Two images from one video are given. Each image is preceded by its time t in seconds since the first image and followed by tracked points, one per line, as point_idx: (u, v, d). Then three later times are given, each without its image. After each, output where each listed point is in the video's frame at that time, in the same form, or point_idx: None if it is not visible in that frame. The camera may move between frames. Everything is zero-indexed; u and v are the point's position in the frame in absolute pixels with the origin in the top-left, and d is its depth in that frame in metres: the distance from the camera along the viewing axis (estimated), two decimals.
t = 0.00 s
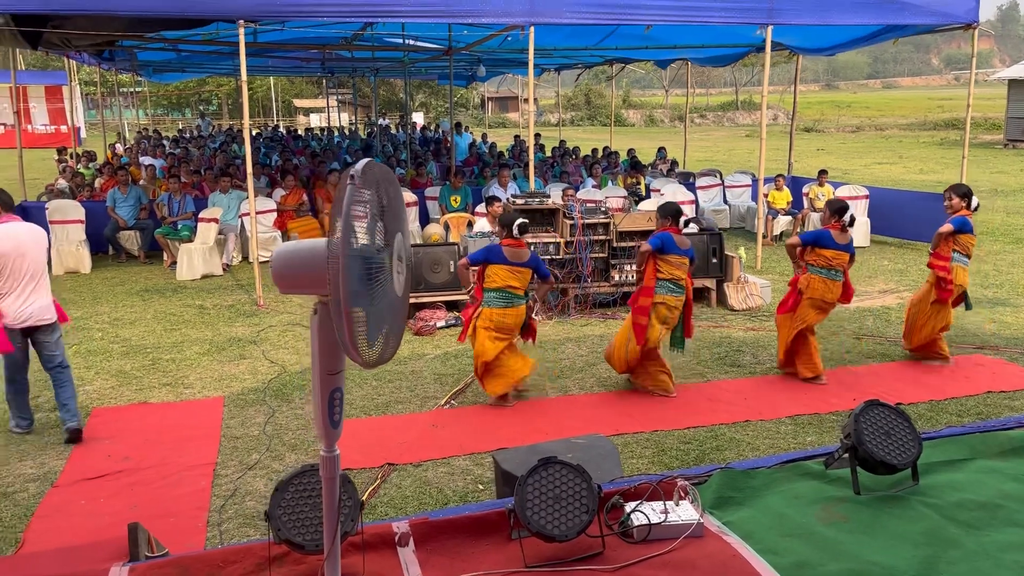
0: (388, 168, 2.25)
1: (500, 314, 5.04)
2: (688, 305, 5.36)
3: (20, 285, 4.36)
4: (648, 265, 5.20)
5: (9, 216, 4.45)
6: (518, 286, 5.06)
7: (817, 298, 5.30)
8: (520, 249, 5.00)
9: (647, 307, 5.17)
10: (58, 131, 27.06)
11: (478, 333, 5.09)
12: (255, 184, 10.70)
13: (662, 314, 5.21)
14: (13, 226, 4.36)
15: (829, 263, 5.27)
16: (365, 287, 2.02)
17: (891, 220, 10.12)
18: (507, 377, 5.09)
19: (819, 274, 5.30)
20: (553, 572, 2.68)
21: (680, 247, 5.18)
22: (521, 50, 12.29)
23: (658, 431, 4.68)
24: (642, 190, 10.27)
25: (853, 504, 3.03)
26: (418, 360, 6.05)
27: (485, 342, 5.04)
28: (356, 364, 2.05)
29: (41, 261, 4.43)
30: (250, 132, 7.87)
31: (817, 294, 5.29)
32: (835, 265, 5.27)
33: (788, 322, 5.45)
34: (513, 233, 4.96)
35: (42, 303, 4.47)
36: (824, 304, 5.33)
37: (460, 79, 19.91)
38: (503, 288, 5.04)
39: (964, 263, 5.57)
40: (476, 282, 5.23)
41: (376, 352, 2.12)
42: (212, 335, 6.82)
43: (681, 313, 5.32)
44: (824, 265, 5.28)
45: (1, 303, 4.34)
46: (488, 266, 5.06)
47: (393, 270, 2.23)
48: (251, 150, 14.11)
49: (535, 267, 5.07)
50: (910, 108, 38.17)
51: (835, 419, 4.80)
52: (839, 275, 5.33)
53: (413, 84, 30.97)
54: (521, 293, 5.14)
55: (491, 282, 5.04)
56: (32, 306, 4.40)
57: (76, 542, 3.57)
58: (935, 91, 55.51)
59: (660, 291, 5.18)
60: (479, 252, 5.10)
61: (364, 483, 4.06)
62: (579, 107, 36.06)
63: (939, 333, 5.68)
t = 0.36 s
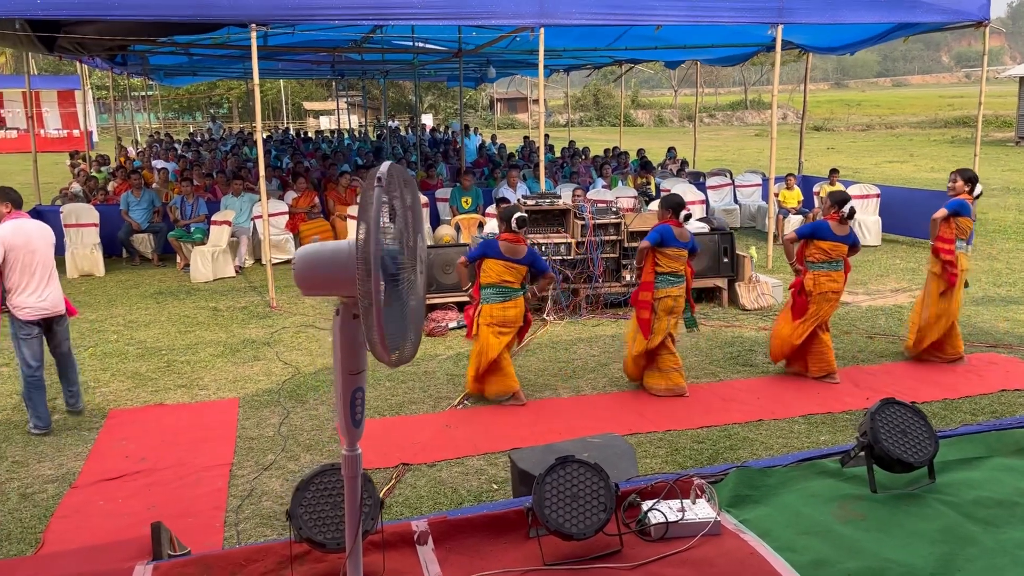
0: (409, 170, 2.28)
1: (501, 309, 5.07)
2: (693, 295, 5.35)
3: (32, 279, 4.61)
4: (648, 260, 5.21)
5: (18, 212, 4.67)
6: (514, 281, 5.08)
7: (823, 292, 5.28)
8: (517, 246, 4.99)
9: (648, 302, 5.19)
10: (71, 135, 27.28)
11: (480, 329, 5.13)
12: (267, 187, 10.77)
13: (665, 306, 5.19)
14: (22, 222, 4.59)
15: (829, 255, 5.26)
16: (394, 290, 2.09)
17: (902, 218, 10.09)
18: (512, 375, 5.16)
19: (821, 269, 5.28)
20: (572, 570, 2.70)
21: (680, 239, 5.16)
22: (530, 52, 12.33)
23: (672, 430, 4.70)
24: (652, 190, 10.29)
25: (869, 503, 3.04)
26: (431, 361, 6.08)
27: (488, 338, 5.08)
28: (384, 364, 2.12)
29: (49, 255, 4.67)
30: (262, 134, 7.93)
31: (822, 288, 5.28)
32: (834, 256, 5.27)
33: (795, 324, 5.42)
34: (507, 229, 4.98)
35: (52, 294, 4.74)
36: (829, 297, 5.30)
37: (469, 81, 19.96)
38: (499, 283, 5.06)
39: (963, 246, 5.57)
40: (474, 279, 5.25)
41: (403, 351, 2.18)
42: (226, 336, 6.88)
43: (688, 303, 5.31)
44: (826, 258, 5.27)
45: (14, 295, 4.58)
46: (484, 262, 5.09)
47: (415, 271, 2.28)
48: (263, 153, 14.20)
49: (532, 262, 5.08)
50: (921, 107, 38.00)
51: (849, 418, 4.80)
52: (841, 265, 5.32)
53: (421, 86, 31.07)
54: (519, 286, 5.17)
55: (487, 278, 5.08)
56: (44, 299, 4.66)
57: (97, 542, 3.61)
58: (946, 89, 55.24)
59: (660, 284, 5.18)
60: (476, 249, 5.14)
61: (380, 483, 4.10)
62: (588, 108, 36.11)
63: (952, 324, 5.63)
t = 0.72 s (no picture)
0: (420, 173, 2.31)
1: (506, 307, 5.08)
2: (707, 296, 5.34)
3: (55, 277, 4.84)
4: (657, 262, 5.23)
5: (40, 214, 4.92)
6: (518, 279, 5.10)
7: (832, 293, 5.29)
8: (520, 243, 5.03)
9: (658, 304, 5.17)
10: (77, 138, 27.41)
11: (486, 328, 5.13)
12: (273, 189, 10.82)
13: (674, 308, 5.18)
14: (49, 222, 4.83)
15: (840, 258, 5.26)
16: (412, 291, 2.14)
17: (910, 217, 10.06)
18: (516, 372, 5.15)
19: (832, 270, 5.29)
20: (584, 569, 2.72)
21: (689, 241, 5.18)
22: (536, 52, 12.35)
23: (680, 430, 4.71)
24: (658, 189, 10.29)
25: (879, 501, 3.05)
26: (439, 362, 6.10)
27: (496, 335, 5.08)
28: (401, 364, 2.18)
29: (71, 255, 4.93)
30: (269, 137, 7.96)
31: (832, 289, 5.28)
32: (846, 258, 5.26)
33: (805, 321, 5.46)
34: (512, 228, 5.00)
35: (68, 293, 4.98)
36: (840, 298, 5.30)
37: (474, 81, 19.98)
38: (503, 281, 5.08)
39: (973, 245, 5.52)
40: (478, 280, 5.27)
41: (417, 352, 2.21)
42: (234, 338, 6.91)
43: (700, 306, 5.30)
44: (837, 260, 5.27)
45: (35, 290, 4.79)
46: (487, 261, 5.11)
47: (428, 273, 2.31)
48: (269, 154, 14.25)
49: (534, 260, 5.11)
50: (926, 105, 37.90)
51: (858, 417, 4.81)
52: (854, 269, 5.32)
53: (426, 87, 31.12)
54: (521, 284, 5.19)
55: (492, 278, 5.09)
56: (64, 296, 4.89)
57: (110, 543, 3.64)
58: (951, 86, 55.04)
59: (669, 285, 5.19)
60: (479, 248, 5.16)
61: (391, 484, 4.12)
62: (593, 108, 36.10)
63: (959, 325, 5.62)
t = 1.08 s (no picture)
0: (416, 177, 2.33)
1: (509, 322, 5.09)
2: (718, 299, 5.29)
3: (54, 275, 4.98)
4: (662, 263, 5.26)
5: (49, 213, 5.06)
6: (525, 293, 5.10)
7: (836, 294, 5.29)
8: (522, 256, 5.05)
9: (660, 307, 5.25)
10: (80, 141, 27.51)
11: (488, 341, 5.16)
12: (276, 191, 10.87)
13: (677, 310, 5.20)
14: (54, 222, 4.96)
15: (846, 259, 5.24)
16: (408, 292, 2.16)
17: (912, 215, 10.05)
18: (519, 383, 5.19)
19: (837, 270, 5.28)
20: (581, 568, 2.73)
21: (691, 243, 5.17)
22: (536, 53, 12.37)
23: (681, 430, 4.72)
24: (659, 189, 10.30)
25: (875, 500, 3.06)
26: (441, 363, 6.12)
27: (494, 348, 5.13)
28: (398, 366, 2.19)
29: (74, 254, 5.03)
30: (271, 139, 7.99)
31: (836, 291, 5.29)
32: (852, 259, 5.24)
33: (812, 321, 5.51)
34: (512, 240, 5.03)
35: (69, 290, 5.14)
36: (847, 298, 5.30)
37: (476, 82, 20.02)
38: (509, 296, 5.09)
39: (981, 253, 5.51)
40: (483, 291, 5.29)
41: (415, 353, 2.22)
42: (238, 340, 6.95)
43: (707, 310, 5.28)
44: (844, 262, 5.26)
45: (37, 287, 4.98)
46: (491, 276, 5.13)
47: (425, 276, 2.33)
48: (271, 157, 14.30)
49: (539, 271, 5.12)
50: (930, 102, 37.83)
51: (858, 416, 4.82)
52: (864, 269, 5.28)
53: (429, 88, 31.17)
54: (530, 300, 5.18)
55: (497, 292, 5.11)
56: (62, 294, 5.04)
57: (113, 545, 3.68)
58: (955, 83, 54.88)
59: (672, 287, 5.21)
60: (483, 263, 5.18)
61: (393, 485, 4.15)
62: (595, 107, 36.11)
63: (952, 323, 5.67)
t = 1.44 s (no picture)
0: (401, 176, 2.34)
1: (521, 307, 5.10)
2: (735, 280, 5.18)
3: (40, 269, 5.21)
4: (667, 257, 5.27)
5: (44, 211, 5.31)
6: (533, 278, 5.10)
7: (853, 283, 5.25)
8: (523, 240, 5.04)
9: (671, 298, 5.23)
10: (84, 144, 27.61)
11: (503, 329, 5.16)
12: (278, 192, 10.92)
13: (690, 298, 5.15)
14: (32, 219, 5.18)
15: (858, 249, 5.23)
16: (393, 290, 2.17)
17: (913, 212, 10.02)
18: (540, 373, 5.18)
19: (853, 260, 5.26)
20: (571, 563, 2.75)
21: (693, 232, 5.15)
22: (537, 52, 12.39)
23: (679, 427, 4.72)
24: (660, 187, 10.30)
25: (866, 494, 3.06)
26: (440, 362, 6.14)
27: (509, 336, 5.13)
28: (385, 363, 2.20)
29: (55, 248, 5.20)
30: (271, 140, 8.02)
31: (852, 279, 5.25)
32: (865, 247, 5.22)
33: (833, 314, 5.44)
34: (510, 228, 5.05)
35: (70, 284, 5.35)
36: (865, 286, 5.24)
37: (477, 82, 20.05)
38: (518, 282, 5.10)
39: (992, 235, 5.48)
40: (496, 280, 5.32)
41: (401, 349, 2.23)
42: (238, 341, 6.98)
43: (727, 295, 5.20)
44: (856, 251, 5.25)
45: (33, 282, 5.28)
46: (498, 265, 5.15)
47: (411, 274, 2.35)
48: (273, 158, 14.35)
49: (545, 253, 5.10)
50: (934, 99, 37.72)
51: (856, 412, 4.81)
52: (879, 255, 5.25)
53: (432, 89, 31.23)
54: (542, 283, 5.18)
55: (505, 280, 5.14)
56: (52, 287, 5.23)
57: (111, 542, 3.70)
58: (960, 80, 54.69)
59: (682, 277, 5.19)
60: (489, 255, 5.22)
61: (390, 482, 4.17)
62: (598, 107, 36.09)
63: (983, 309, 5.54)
